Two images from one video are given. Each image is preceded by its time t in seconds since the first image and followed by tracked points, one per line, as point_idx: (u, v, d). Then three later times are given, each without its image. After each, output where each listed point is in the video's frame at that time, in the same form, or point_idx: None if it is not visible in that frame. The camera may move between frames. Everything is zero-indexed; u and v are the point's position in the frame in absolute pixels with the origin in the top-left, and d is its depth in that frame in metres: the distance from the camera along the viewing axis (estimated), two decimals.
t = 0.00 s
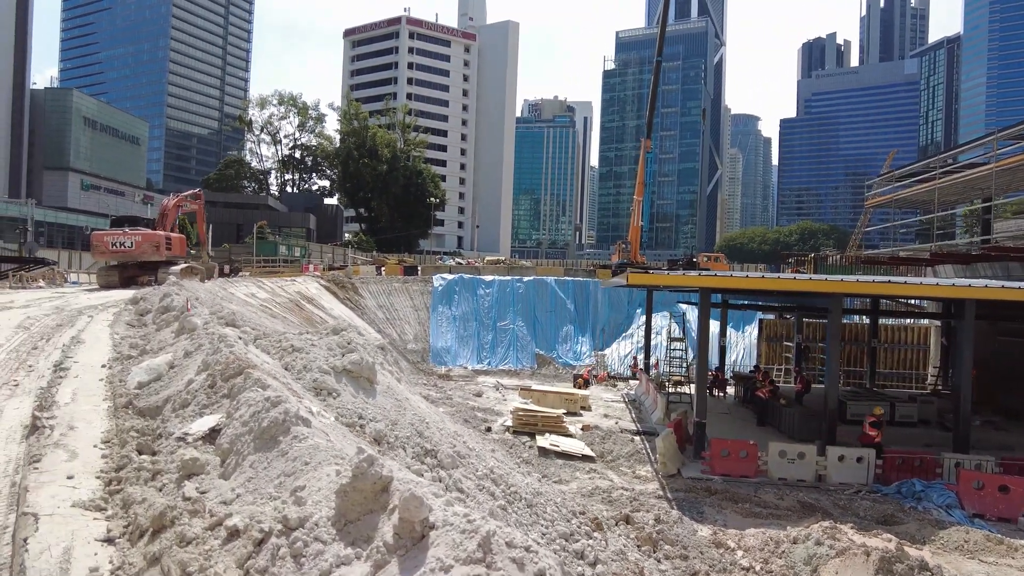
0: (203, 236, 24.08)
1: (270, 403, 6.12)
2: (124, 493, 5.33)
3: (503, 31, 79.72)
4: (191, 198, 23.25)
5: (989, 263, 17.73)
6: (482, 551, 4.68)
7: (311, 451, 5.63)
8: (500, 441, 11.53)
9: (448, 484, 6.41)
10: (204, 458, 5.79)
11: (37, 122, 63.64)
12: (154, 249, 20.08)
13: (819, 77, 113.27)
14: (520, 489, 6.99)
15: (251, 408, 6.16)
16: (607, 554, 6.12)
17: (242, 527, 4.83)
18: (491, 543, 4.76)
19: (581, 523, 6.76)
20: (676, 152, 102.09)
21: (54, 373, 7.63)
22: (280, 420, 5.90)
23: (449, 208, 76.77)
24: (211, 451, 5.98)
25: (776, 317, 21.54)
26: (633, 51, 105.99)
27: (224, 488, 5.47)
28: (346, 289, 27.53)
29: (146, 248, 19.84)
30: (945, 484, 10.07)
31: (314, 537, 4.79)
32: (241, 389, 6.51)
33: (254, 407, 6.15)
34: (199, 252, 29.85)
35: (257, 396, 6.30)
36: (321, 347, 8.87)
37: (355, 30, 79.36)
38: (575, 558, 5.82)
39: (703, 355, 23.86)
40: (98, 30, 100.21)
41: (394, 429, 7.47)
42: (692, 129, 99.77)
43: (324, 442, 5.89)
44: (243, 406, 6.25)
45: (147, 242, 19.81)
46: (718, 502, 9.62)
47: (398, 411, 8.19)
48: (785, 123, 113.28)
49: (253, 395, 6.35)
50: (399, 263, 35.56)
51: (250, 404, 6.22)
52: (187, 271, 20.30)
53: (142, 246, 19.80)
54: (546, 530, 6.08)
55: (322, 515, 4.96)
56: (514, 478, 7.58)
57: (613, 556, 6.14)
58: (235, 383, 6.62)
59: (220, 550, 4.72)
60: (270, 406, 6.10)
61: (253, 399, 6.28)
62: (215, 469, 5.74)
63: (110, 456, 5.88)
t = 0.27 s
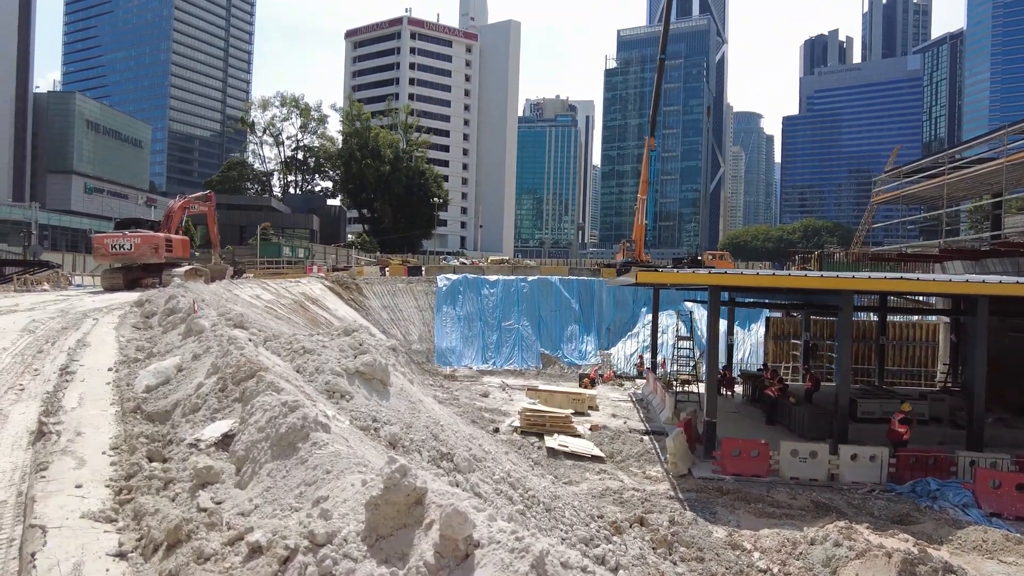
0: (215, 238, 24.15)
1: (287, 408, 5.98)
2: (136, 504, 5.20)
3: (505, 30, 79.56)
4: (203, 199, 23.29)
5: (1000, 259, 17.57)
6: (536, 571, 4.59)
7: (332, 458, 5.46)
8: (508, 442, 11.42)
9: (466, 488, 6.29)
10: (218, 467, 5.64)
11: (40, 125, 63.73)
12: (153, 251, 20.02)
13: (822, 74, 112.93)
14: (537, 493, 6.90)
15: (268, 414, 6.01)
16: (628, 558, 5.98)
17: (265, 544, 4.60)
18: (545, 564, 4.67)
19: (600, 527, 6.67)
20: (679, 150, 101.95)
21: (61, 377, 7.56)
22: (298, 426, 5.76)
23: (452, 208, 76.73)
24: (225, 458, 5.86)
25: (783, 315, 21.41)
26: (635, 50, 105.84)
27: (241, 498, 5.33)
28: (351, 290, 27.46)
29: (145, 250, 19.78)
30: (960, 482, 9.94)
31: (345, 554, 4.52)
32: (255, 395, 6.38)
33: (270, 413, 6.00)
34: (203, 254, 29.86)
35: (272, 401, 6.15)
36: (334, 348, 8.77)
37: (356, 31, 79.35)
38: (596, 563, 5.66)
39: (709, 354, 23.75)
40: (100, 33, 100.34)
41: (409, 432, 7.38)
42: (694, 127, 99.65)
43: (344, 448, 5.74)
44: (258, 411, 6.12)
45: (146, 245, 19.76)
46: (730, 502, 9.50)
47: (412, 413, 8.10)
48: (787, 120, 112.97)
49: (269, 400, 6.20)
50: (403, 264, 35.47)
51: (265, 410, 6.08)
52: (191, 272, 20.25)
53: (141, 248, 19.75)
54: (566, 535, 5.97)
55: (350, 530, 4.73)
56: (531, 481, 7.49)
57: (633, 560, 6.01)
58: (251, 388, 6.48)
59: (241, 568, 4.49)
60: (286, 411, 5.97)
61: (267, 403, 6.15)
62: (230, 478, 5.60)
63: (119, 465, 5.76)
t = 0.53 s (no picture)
0: (227, 238, 24.08)
1: (301, 414, 5.79)
2: (137, 516, 5.00)
3: (506, 27, 79.28)
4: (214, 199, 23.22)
5: (1011, 252, 17.34)
6: None
7: (351, 469, 5.28)
8: (516, 441, 11.24)
9: (485, 492, 6.13)
10: (228, 478, 5.46)
11: (42, 128, 63.72)
12: (151, 251, 19.77)
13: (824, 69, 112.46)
14: (557, 497, 6.77)
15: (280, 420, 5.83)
16: (652, 564, 5.82)
17: (281, 568, 4.34)
18: None
19: (622, 531, 6.55)
20: (681, 146, 101.65)
21: (62, 380, 7.42)
22: (313, 432, 5.61)
23: (455, 206, 76.65)
24: (234, 468, 5.68)
25: (791, 311, 21.22)
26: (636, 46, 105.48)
27: (252, 512, 5.15)
28: (355, 289, 27.32)
29: (142, 251, 19.55)
30: (978, 479, 9.75)
31: None
32: (265, 400, 6.20)
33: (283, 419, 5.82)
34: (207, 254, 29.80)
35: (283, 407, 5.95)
36: (344, 348, 8.61)
37: (357, 30, 79.22)
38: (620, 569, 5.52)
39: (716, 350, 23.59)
40: (102, 35, 100.29)
41: (424, 435, 7.23)
42: (696, 123, 99.35)
43: (363, 456, 5.56)
44: (269, 417, 5.94)
45: (144, 245, 19.53)
46: (745, 501, 9.33)
47: (426, 416, 7.94)
48: (790, 115, 112.54)
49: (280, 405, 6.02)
50: (406, 263, 35.32)
51: (276, 416, 5.89)
52: (195, 272, 20.07)
53: (138, 249, 19.51)
54: (588, 541, 5.85)
55: (378, 552, 4.48)
56: (549, 485, 7.35)
57: (658, 565, 5.86)
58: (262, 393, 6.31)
59: None
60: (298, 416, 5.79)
61: (277, 409, 5.97)
62: (241, 489, 5.44)
63: (122, 473, 5.58)
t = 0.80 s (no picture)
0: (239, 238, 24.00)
1: (320, 432, 5.52)
2: (145, 546, 4.76)
3: (506, 24, 78.98)
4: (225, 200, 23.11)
5: None
6: None
7: (375, 493, 5.04)
8: (527, 441, 11.09)
9: (506, 506, 6.09)
10: (243, 503, 5.24)
11: (44, 131, 63.67)
12: (150, 254, 19.67)
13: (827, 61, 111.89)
14: (581, 506, 6.66)
15: (297, 439, 5.56)
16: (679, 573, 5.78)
17: None
18: None
19: (647, 540, 6.47)
20: (684, 141, 101.33)
21: (65, 391, 7.18)
22: (335, 454, 5.34)
23: (458, 204, 76.49)
24: (249, 488, 5.48)
25: (800, 305, 21.03)
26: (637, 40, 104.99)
27: (271, 543, 4.88)
28: (360, 289, 27.17)
29: (140, 254, 19.48)
30: (1000, 476, 9.55)
31: None
32: (281, 417, 5.94)
33: (301, 437, 5.55)
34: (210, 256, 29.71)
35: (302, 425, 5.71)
36: (356, 352, 8.40)
37: (357, 29, 79.08)
38: None
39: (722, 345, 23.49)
40: (102, 38, 100.24)
41: (443, 444, 7.02)
42: (698, 117, 98.99)
43: (389, 479, 5.33)
44: (284, 434, 5.69)
45: (141, 247, 19.45)
46: (762, 500, 9.18)
47: (444, 422, 7.73)
48: (793, 108, 112.07)
49: (298, 421, 5.78)
50: (411, 261, 35.16)
51: (293, 433, 5.64)
52: (198, 274, 19.93)
53: (136, 252, 19.45)
54: (614, 553, 5.88)
55: None
56: (573, 493, 7.23)
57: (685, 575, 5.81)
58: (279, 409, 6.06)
59: None
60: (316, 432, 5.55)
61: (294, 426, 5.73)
62: (258, 516, 5.19)
63: (129, 495, 5.36)
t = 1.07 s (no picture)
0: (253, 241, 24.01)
1: (356, 450, 5.18)
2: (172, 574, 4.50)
3: (509, 23, 78.83)
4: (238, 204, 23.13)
5: None
6: None
7: (419, 517, 4.68)
8: (542, 443, 10.99)
9: (537, 518, 6.02)
10: (274, 526, 4.91)
11: (51, 139, 63.99)
12: (153, 260, 19.64)
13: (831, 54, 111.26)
14: (611, 514, 6.65)
15: (330, 457, 5.23)
16: None
17: None
18: None
19: (679, 547, 6.48)
20: (688, 137, 100.99)
21: (80, 403, 7.05)
22: (372, 474, 4.99)
23: (463, 204, 76.45)
24: (277, 507, 5.21)
25: (811, 300, 20.84)
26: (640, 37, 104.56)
27: (307, 571, 4.54)
28: (368, 291, 27.10)
29: (144, 260, 19.48)
30: None
31: None
32: (310, 434, 5.62)
33: (337, 456, 5.21)
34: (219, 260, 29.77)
35: (335, 442, 5.38)
36: (377, 358, 8.28)
37: (359, 31, 79.18)
38: None
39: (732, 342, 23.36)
40: (107, 45, 100.66)
41: (469, 451, 6.86)
42: (702, 113, 98.73)
43: (429, 500, 4.95)
44: (315, 451, 5.40)
45: (144, 254, 19.45)
46: (782, 499, 9.03)
47: (468, 430, 7.62)
48: (797, 102, 111.52)
49: (330, 438, 5.48)
50: (418, 263, 35.12)
51: (326, 451, 5.35)
52: (206, 280, 19.89)
53: (140, 258, 19.46)
54: (648, 562, 5.90)
55: None
56: (601, 501, 7.18)
57: None
58: (309, 426, 5.77)
59: None
60: (350, 448, 5.22)
61: (326, 443, 5.44)
62: (291, 541, 4.86)
63: (151, 516, 5.12)
